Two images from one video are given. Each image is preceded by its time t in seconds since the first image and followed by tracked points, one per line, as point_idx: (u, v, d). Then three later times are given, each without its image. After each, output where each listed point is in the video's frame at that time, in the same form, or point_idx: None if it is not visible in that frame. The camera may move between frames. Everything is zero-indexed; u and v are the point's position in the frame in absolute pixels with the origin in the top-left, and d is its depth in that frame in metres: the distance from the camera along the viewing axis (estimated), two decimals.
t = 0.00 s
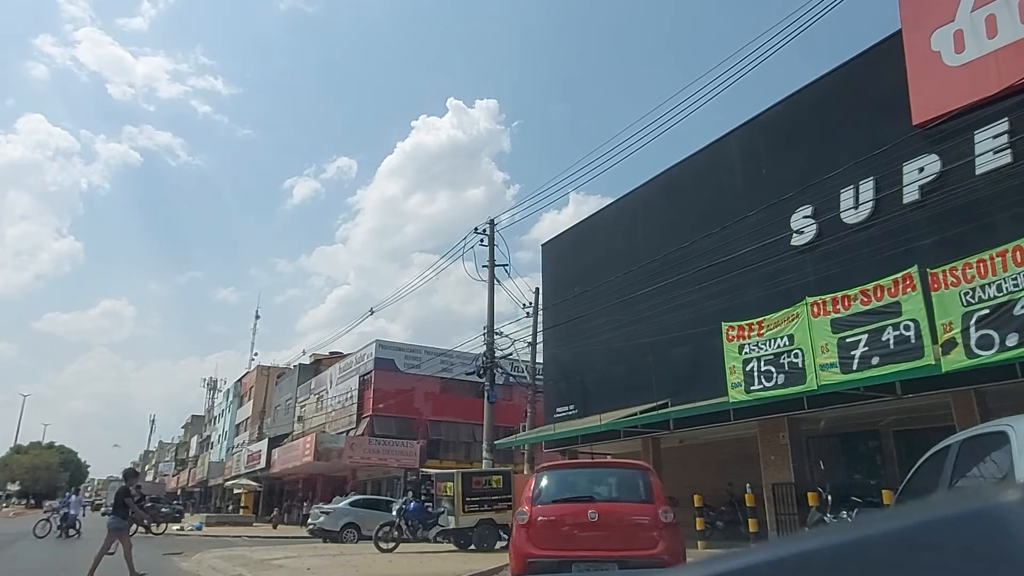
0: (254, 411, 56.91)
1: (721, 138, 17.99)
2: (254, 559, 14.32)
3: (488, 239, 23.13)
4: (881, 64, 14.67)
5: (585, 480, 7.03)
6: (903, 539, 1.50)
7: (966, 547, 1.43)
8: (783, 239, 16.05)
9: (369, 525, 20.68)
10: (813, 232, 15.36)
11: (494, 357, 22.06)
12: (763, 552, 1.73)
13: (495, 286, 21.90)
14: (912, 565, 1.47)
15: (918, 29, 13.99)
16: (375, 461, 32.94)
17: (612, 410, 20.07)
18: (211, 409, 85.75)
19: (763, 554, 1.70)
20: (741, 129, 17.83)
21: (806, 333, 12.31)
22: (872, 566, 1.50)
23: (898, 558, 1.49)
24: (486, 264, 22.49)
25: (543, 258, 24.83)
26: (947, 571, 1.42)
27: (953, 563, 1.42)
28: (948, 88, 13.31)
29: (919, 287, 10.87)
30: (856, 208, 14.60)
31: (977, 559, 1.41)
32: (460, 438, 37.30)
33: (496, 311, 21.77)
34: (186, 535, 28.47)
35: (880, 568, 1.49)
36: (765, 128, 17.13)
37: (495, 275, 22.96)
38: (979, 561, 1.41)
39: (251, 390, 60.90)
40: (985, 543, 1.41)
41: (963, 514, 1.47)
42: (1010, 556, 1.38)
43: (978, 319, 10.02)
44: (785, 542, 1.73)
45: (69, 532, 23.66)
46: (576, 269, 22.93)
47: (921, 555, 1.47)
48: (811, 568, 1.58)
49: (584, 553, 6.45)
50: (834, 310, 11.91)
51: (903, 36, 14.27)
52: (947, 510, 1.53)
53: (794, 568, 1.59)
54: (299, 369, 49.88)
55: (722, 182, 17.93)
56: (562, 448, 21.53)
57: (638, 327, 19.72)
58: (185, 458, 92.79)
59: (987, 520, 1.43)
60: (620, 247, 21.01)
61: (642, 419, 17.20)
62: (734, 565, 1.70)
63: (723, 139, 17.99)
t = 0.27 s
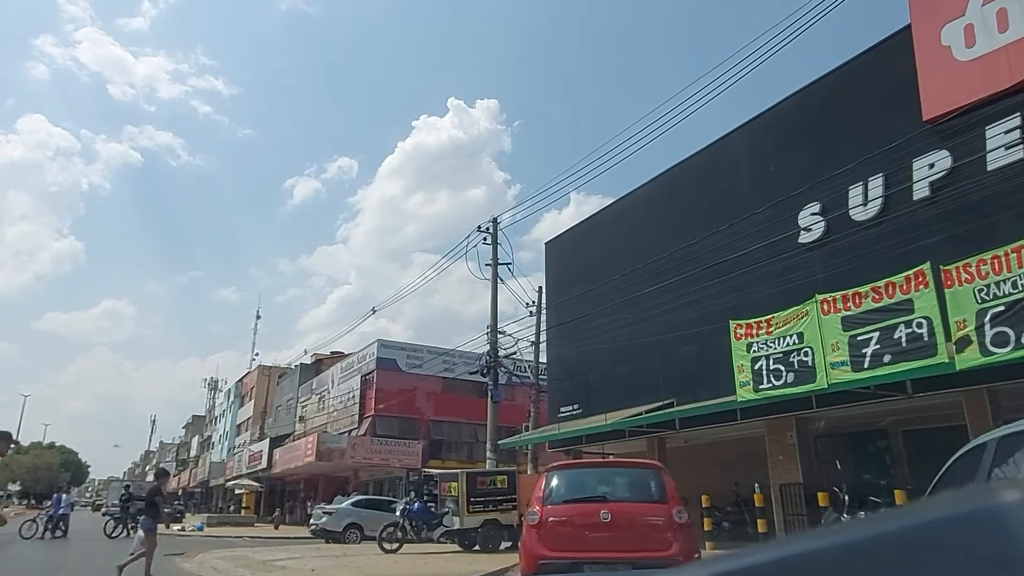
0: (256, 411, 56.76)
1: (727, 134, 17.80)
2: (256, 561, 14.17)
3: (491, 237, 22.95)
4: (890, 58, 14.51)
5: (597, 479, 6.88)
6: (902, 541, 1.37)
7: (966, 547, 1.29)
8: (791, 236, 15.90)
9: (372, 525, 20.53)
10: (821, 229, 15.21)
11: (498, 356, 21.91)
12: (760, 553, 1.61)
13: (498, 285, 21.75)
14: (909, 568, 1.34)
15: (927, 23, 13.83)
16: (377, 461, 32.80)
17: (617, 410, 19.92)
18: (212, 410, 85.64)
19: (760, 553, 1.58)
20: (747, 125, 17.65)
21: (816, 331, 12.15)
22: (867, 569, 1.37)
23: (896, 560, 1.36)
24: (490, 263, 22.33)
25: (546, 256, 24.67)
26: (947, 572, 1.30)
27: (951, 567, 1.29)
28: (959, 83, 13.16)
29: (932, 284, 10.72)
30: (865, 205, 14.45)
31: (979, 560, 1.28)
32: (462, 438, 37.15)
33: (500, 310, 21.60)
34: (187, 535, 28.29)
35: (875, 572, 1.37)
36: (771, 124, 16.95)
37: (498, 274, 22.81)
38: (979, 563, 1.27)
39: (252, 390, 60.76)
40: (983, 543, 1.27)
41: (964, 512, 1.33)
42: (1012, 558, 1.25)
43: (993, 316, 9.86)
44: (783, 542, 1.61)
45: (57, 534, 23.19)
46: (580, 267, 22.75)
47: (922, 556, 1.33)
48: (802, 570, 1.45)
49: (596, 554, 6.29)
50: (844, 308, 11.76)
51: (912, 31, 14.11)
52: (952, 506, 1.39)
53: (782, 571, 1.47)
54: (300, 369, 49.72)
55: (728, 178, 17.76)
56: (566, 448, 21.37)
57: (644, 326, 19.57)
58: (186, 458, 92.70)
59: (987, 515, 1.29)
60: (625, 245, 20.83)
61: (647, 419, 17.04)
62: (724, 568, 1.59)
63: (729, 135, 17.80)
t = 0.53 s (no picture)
0: (256, 411, 56.60)
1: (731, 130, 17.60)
2: (258, 562, 14.02)
3: (493, 235, 22.72)
4: (899, 53, 14.35)
5: (607, 479, 6.74)
6: (907, 539, 1.51)
7: (965, 546, 1.42)
8: (797, 234, 15.76)
9: (374, 525, 20.40)
10: (828, 226, 15.06)
11: (500, 355, 21.76)
12: (769, 551, 1.76)
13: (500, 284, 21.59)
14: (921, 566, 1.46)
15: (935, 18, 13.67)
16: (378, 461, 32.66)
17: (621, 410, 19.77)
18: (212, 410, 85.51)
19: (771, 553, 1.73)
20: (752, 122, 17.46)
21: (824, 329, 12.01)
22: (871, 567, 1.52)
23: (904, 558, 1.49)
24: (492, 261, 22.17)
25: (548, 255, 24.50)
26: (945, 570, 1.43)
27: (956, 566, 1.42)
28: (968, 78, 13.02)
29: (943, 281, 10.57)
30: (873, 202, 14.31)
31: (983, 560, 1.40)
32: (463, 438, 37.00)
33: (502, 309, 21.44)
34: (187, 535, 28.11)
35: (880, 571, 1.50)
36: (777, 120, 16.76)
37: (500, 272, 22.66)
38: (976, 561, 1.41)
39: (252, 390, 60.60)
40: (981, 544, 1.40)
41: (965, 514, 1.47)
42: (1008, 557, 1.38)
43: (1006, 313, 9.71)
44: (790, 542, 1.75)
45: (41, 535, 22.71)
46: (582, 265, 22.57)
47: (931, 557, 1.46)
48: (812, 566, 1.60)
49: (608, 555, 6.16)
50: (854, 306, 11.62)
51: (920, 26, 13.94)
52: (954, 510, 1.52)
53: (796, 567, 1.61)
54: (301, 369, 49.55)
55: (732, 176, 17.58)
56: (570, 447, 21.22)
57: (648, 325, 19.40)
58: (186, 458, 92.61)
59: (987, 519, 1.42)
60: (629, 242, 20.65)
61: (652, 418, 16.89)
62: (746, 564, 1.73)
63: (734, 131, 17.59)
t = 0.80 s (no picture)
0: (257, 411, 56.46)
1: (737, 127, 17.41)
2: (261, 563, 13.89)
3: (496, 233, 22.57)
4: (907, 47, 14.16)
5: (619, 478, 6.58)
6: (903, 542, 1.41)
7: (960, 548, 1.33)
8: (804, 232, 15.60)
9: (376, 526, 20.26)
10: (835, 223, 14.91)
11: (503, 354, 21.60)
12: (766, 551, 1.69)
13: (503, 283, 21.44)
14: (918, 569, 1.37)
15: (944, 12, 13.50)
16: (380, 461, 32.53)
17: (625, 409, 19.62)
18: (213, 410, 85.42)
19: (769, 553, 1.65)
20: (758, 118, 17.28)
21: (833, 326, 11.86)
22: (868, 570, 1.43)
23: (901, 561, 1.40)
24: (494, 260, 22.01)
25: (551, 253, 24.33)
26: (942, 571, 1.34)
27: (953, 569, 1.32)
28: (978, 73, 12.86)
29: (955, 277, 10.41)
30: (881, 198, 14.17)
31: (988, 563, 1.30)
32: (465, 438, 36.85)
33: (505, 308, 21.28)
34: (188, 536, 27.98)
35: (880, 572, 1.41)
36: (783, 116, 16.58)
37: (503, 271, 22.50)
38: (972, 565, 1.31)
39: (253, 390, 60.47)
40: (981, 544, 1.30)
41: (965, 513, 1.37)
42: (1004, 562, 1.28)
43: (1019, 310, 9.55)
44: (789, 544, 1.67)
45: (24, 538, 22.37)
46: (586, 263, 22.40)
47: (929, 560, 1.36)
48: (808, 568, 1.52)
49: (619, 557, 6.01)
50: (863, 303, 11.47)
51: (928, 20, 13.77)
52: (955, 509, 1.42)
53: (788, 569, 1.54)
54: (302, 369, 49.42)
55: (738, 172, 17.40)
56: (573, 447, 21.07)
57: (653, 323, 19.24)
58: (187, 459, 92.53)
59: (987, 521, 1.32)
60: (633, 240, 20.48)
61: (657, 417, 16.73)
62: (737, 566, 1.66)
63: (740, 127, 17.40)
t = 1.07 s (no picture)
0: (258, 412, 56.35)
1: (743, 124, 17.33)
2: (262, 564, 13.74)
3: (499, 232, 22.43)
4: (915, 43, 14.03)
5: (629, 477, 6.47)
6: (903, 545, 1.42)
7: (964, 551, 1.34)
8: (809, 229, 15.49)
9: (378, 526, 20.12)
10: (841, 221, 14.78)
11: (506, 353, 21.46)
12: (773, 553, 1.68)
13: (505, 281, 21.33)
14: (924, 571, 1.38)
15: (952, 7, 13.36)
16: (381, 461, 32.40)
17: (629, 408, 19.48)
18: (214, 411, 85.36)
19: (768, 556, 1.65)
20: (764, 115, 17.20)
21: (841, 324, 11.72)
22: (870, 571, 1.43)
23: (904, 563, 1.41)
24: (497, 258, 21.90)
25: (554, 252, 24.24)
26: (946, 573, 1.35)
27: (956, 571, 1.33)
28: (987, 68, 12.73)
29: (966, 274, 10.28)
30: (888, 195, 14.04)
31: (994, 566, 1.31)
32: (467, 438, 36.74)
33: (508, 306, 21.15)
34: (189, 536, 27.84)
35: (892, 571, 1.41)
36: (789, 114, 16.49)
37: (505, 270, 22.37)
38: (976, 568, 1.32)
39: (254, 391, 60.43)
40: (986, 549, 1.32)
41: (968, 519, 1.39)
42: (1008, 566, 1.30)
43: None
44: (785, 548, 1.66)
45: (10, 539, 22.07)
46: (590, 262, 22.30)
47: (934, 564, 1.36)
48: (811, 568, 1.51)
49: (630, 557, 5.89)
50: (872, 300, 11.33)
51: (936, 15, 13.63)
52: (956, 514, 1.45)
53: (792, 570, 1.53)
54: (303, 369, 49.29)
55: (744, 170, 17.31)
56: (576, 446, 20.93)
57: (657, 321, 19.12)
58: (188, 459, 92.48)
59: (990, 526, 1.34)
60: (637, 238, 20.38)
61: (662, 416, 16.58)
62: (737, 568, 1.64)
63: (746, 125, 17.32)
